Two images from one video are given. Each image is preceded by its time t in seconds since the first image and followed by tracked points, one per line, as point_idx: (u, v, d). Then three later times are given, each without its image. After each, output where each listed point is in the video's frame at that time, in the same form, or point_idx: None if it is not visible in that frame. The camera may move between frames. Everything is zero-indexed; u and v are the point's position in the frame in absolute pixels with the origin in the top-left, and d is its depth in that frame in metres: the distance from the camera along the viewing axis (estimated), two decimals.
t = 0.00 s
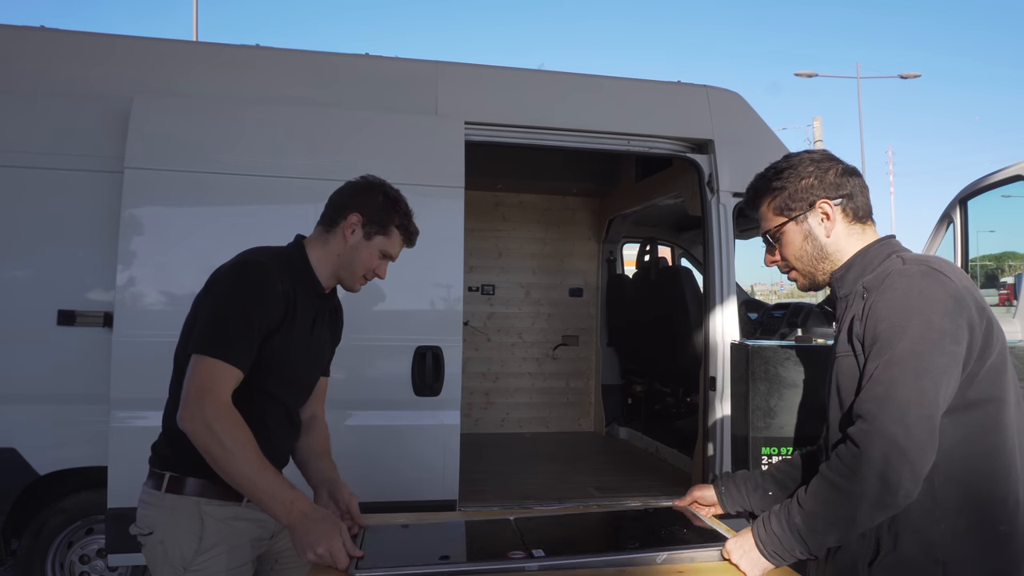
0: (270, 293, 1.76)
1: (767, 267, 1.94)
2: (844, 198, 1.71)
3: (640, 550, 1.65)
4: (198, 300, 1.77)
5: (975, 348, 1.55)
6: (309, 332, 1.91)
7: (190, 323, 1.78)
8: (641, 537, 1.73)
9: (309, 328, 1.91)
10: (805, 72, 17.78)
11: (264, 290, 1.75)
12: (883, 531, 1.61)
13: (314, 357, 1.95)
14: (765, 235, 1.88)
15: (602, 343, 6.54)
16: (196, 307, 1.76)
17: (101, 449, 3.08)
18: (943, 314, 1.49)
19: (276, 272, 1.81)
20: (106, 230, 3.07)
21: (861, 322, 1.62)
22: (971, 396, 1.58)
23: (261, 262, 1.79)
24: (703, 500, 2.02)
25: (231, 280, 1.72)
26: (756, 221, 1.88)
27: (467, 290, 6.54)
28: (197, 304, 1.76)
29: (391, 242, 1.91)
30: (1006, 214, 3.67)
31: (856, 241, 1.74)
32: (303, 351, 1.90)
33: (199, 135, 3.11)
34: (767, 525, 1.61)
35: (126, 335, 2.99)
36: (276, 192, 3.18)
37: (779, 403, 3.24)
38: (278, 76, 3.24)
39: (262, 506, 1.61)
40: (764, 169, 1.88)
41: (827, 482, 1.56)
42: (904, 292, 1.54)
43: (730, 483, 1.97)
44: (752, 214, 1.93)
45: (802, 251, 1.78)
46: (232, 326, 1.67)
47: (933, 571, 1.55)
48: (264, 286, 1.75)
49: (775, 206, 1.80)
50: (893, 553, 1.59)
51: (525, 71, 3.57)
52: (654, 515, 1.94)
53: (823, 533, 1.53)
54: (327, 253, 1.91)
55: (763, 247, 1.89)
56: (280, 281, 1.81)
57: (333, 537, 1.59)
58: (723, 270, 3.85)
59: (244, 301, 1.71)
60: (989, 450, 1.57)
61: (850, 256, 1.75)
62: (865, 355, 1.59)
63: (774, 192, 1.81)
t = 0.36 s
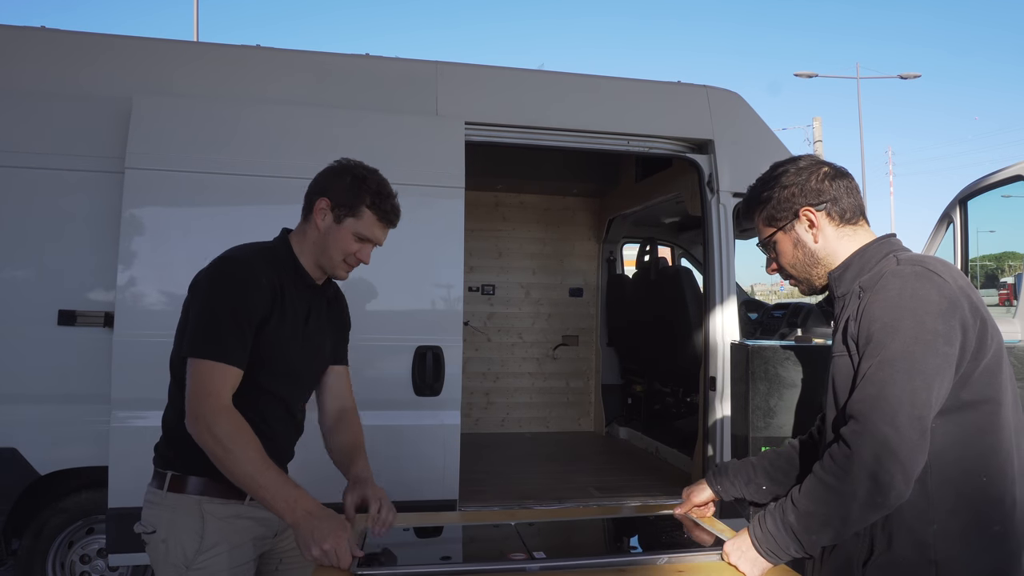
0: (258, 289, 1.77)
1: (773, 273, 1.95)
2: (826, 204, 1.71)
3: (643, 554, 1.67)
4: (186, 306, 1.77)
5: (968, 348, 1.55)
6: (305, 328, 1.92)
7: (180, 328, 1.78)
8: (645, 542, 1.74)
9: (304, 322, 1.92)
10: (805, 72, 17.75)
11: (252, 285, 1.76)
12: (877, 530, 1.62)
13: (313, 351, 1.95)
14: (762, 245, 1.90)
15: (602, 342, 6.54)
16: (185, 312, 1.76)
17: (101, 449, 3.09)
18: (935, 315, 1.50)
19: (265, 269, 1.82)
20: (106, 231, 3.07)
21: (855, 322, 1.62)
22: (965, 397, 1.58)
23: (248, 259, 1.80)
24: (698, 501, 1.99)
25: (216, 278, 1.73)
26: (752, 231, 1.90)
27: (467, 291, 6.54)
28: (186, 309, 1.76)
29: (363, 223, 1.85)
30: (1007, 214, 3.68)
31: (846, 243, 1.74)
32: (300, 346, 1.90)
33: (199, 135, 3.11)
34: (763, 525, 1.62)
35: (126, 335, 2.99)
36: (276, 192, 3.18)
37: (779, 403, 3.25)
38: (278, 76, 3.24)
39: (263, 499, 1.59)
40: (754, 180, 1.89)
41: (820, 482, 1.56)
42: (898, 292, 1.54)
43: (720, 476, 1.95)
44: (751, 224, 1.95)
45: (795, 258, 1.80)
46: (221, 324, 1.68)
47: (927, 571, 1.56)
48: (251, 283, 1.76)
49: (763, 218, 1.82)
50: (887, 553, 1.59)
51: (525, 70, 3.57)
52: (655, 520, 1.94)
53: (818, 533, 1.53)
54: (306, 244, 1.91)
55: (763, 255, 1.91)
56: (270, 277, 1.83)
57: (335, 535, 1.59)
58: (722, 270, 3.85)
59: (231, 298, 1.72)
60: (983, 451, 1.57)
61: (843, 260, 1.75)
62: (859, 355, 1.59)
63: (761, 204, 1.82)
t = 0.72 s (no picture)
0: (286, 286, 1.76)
1: (767, 268, 1.93)
2: (844, 198, 1.71)
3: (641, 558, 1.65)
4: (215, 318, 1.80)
5: (969, 350, 1.55)
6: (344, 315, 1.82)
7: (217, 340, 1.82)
8: (642, 546, 1.71)
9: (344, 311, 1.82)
10: (805, 73, 17.74)
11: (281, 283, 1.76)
12: (876, 529, 1.62)
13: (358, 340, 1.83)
14: (762, 237, 1.86)
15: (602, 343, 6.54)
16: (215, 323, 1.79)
17: (101, 449, 3.08)
18: (936, 316, 1.49)
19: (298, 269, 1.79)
20: (106, 231, 3.07)
21: (856, 321, 1.62)
22: (965, 398, 1.58)
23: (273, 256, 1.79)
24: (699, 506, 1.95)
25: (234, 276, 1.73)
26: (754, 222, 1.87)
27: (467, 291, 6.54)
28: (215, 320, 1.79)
29: (355, 206, 1.68)
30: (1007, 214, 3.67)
31: (856, 240, 1.74)
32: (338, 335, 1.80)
33: (199, 135, 3.11)
34: (751, 510, 1.63)
35: (126, 335, 2.99)
36: (276, 192, 3.18)
37: (779, 404, 3.25)
38: (278, 76, 3.24)
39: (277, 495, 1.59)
40: (759, 170, 1.86)
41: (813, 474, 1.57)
42: (898, 292, 1.54)
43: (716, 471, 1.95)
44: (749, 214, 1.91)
45: (803, 251, 1.77)
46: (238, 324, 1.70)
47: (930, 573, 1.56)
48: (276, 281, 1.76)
49: (774, 208, 1.78)
50: (889, 554, 1.59)
51: (525, 70, 3.57)
52: (655, 523, 1.92)
53: (804, 520, 1.54)
54: (310, 237, 1.79)
55: (762, 248, 1.88)
56: (301, 275, 1.79)
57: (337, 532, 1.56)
58: (722, 270, 3.85)
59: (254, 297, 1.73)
60: (983, 451, 1.57)
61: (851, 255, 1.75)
62: (858, 353, 1.59)
63: (771, 194, 1.79)
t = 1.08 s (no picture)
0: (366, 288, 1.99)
1: (768, 264, 1.91)
2: (857, 197, 1.72)
3: (641, 562, 1.65)
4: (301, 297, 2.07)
5: (974, 354, 1.54)
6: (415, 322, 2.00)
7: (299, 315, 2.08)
8: (641, 549, 1.71)
9: (417, 318, 2.01)
10: (805, 73, 17.73)
11: (363, 286, 1.99)
12: (881, 528, 1.62)
13: (425, 347, 2.02)
14: (769, 233, 1.83)
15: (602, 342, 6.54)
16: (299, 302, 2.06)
17: (101, 449, 3.08)
18: (941, 318, 1.49)
19: (376, 274, 2.00)
20: (106, 231, 3.07)
21: (861, 320, 1.62)
22: (968, 399, 1.57)
23: (361, 260, 2.02)
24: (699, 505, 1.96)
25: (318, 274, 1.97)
26: (760, 217, 1.84)
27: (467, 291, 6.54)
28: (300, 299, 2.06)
29: (431, 220, 1.84)
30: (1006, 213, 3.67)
31: (865, 239, 1.74)
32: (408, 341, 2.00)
33: (199, 135, 3.11)
34: (745, 502, 1.64)
35: (126, 335, 2.99)
36: (276, 192, 3.18)
37: (779, 404, 3.25)
38: (278, 76, 3.23)
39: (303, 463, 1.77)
40: (767, 165, 1.83)
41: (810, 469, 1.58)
42: (903, 293, 1.54)
43: (717, 472, 1.94)
44: (753, 209, 1.89)
45: (814, 248, 1.76)
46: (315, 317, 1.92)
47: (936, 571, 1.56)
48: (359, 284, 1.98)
49: (786, 204, 1.76)
50: (895, 553, 1.59)
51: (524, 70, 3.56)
52: (654, 523, 1.92)
53: (795, 512, 1.56)
54: (391, 244, 1.98)
55: (766, 244, 1.85)
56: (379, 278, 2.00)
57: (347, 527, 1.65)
58: (722, 270, 3.85)
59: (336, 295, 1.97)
60: (983, 451, 1.57)
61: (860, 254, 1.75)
62: (862, 352, 1.59)
63: (783, 190, 1.77)
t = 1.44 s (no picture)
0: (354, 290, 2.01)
1: (766, 270, 1.92)
2: (841, 202, 1.70)
3: (641, 562, 1.64)
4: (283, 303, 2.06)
5: (980, 356, 1.54)
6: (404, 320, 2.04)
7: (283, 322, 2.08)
8: (641, 549, 1.70)
9: (406, 316, 2.04)
10: (805, 73, 17.72)
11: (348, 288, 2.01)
12: (883, 529, 1.62)
13: (415, 343, 2.05)
14: (761, 241, 1.85)
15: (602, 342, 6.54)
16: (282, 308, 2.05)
17: (101, 449, 3.09)
18: (947, 322, 1.49)
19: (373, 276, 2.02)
20: (106, 231, 3.07)
21: (865, 323, 1.61)
22: (971, 401, 1.57)
23: (345, 262, 2.03)
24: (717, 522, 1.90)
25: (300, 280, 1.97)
26: (750, 226, 1.85)
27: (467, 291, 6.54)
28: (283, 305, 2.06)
29: (402, 215, 1.86)
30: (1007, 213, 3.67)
31: (855, 242, 1.73)
32: (398, 339, 2.03)
33: (198, 135, 3.11)
34: (754, 507, 1.65)
35: (126, 335, 2.99)
36: (276, 192, 3.18)
37: (779, 404, 3.26)
38: (278, 76, 3.23)
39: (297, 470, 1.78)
40: (753, 173, 1.84)
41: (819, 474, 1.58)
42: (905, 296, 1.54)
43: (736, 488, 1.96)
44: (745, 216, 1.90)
45: (803, 256, 1.77)
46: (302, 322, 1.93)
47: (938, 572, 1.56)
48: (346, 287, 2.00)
49: (771, 215, 1.77)
50: (899, 554, 1.59)
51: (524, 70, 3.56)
52: (654, 523, 1.92)
53: (805, 519, 1.56)
54: (370, 243, 2.00)
55: (760, 252, 1.87)
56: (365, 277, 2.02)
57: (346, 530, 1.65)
58: (723, 270, 3.85)
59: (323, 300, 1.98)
60: (984, 452, 1.57)
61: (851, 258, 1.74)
62: (867, 355, 1.59)
63: (768, 200, 1.77)
